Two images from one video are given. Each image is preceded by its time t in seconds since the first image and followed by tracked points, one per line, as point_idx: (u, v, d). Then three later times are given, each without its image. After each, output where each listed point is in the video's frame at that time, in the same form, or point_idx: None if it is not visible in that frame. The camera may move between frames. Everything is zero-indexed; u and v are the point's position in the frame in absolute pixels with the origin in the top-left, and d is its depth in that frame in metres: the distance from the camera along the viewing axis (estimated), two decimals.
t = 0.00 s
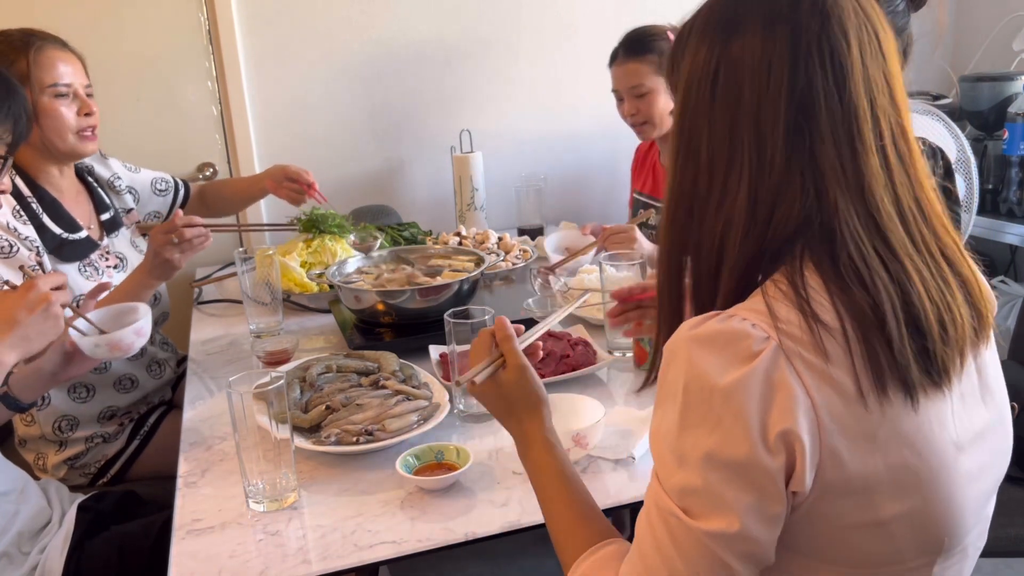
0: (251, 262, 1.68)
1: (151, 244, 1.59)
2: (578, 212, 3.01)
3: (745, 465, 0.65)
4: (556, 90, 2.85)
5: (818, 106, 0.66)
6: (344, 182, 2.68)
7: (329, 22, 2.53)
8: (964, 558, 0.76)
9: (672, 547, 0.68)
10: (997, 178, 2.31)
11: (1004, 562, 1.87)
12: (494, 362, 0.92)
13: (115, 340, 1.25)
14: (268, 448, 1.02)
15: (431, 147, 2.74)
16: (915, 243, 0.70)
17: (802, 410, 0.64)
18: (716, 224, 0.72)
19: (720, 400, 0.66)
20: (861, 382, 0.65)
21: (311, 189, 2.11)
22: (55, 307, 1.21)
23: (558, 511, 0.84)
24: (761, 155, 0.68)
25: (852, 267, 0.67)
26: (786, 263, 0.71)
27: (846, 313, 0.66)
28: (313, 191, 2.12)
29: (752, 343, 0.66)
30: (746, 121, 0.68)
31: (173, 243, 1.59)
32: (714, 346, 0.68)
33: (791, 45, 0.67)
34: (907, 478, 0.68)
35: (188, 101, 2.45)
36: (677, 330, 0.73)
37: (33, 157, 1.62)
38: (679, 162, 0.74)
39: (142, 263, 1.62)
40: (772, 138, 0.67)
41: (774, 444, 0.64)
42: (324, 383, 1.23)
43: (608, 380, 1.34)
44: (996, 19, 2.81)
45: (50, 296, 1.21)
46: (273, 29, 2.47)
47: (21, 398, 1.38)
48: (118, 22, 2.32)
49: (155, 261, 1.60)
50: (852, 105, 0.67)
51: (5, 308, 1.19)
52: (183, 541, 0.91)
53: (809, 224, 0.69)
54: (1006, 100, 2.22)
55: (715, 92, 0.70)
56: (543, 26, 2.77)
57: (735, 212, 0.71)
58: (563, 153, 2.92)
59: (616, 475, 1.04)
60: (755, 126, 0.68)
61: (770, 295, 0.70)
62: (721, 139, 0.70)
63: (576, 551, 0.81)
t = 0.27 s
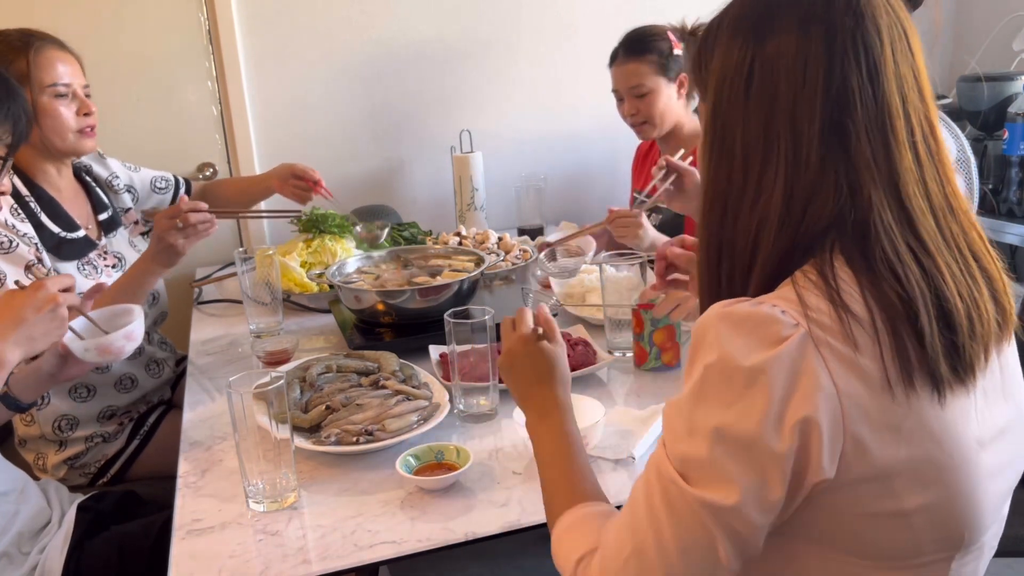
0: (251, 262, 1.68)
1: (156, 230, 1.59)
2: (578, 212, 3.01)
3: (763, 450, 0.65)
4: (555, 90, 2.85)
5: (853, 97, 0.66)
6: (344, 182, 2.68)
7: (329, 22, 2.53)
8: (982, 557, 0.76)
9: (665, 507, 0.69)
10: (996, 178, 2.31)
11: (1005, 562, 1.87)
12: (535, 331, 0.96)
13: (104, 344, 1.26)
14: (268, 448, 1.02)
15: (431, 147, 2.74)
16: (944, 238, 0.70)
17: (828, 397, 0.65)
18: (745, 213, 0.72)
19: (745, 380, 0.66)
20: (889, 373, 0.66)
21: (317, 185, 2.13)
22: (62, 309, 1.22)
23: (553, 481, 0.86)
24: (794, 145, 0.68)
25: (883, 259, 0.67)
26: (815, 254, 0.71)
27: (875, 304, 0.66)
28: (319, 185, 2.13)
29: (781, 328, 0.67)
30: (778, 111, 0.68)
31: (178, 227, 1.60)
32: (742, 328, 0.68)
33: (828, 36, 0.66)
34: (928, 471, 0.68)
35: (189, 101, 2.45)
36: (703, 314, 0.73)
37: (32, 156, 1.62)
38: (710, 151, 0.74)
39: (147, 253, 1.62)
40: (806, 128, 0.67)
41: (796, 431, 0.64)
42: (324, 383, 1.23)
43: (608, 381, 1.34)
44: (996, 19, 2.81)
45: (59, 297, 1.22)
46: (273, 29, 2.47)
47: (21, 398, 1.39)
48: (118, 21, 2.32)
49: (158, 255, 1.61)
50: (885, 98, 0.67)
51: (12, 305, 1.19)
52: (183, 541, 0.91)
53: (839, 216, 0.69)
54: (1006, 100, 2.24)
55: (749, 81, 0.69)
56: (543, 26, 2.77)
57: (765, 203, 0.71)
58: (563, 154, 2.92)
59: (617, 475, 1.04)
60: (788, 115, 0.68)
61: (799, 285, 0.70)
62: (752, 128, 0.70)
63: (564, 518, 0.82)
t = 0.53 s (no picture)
0: (251, 262, 1.68)
1: (152, 231, 1.59)
2: (578, 212, 3.01)
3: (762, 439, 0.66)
4: (555, 90, 2.85)
5: (874, 95, 0.66)
6: (344, 182, 2.68)
7: (329, 21, 2.53)
8: (986, 561, 0.76)
9: (637, 459, 0.72)
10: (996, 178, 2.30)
11: (1005, 562, 1.87)
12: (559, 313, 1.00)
13: (106, 350, 1.25)
14: (268, 448, 1.02)
15: (431, 147, 2.74)
16: (962, 239, 0.70)
17: (839, 393, 0.65)
18: (764, 210, 0.72)
19: (748, 367, 0.66)
20: (903, 370, 0.66)
21: (315, 179, 2.12)
22: (75, 307, 1.22)
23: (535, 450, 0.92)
24: (815, 141, 0.68)
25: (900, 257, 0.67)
26: (830, 250, 0.71)
27: (891, 302, 0.66)
28: (316, 179, 2.12)
29: (793, 319, 0.66)
30: (798, 106, 0.68)
31: (173, 229, 1.60)
32: (754, 318, 0.68)
33: (851, 34, 0.66)
34: (934, 469, 0.68)
35: (189, 101, 2.45)
36: (715, 304, 0.72)
37: (32, 157, 1.62)
38: (728, 145, 0.74)
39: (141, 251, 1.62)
40: (825, 124, 0.67)
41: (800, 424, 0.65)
42: (324, 383, 1.23)
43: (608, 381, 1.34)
44: (996, 19, 2.81)
45: (73, 294, 1.22)
46: (273, 29, 2.47)
47: (23, 398, 1.38)
48: (118, 21, 2.32)
49: (154, 254, 1.60)
50: (906, 97, 0.67)
51: (19, 303, 1.18)
52: (183, 541, 0.91)
53: (855, 213, 0.69)
54: (1006, 100, 2.24)
55: (770, 76, 0.69)
56: (542, 26, 2.77)
57: (782, 197, 0.71)
58: (563, 154, 2.92)
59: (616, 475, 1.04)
60: (807, 111, 0.68)
61: (813, 280, 0.70)
62: (771, 122, 0.70)
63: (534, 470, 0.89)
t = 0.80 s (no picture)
0: (251, 262, 1.68)
1: (124, 218, 1.58)
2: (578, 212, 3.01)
3: (748, 423, 0.67)
4: (555, 90, 2.85)
5: (878, 94, 0.66)
6: (344, 183, 2.68)
7: (329, 22, 2.53)
8: (986, 563, 0.76)
9: (616, 410, 0.73)
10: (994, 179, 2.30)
11: (1006, 562, 1.87)
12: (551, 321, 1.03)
13: (114, 349, 1.26)
14: (268, 448, 1.02)
15: (431, 147, 2.74)
16: (965, 241, 0.69)
17: (832, 389, 0.65)
18: (768, 208, 0.73)
19: (738, 352, 0.66)
20: (901, 370, 0.66)
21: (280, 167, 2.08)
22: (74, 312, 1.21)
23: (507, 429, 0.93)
24: (817, 141, 0.68)
25: (902, 256, 0.67)
26: (831, 248, 0.71)
27: (890, 301, 0.66)
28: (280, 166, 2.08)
29: (789, 313, 0.66)
30: (801, 104, 0.68)
31: (149, 214, 1.60)
32: (751, 308, 0.68)
33: (857, 34, 0.66)
34: (931, 469, 0.68)
35: (188, 101, 2.45)
36: (715, 296, 0.73)
37: (33, 157, 1.63)
38: (732, 142, 0.74)
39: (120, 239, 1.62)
40: (827, 123, 0.67)
41: (786, 414, 0.66)
42: (324, 383, 1.23)
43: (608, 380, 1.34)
44: (996, 19, 2.81)
45: (70, 299, 1.21)
46: (273, 29, 2.47)
47: (26, 401, 1.37)
48: (119, 22, 2.32)
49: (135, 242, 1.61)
50: (911, 97, 0.67)
51: (22, 307, 1.19)
52: (183, 541, 0.91)
53: (856, 212, 0.69)
54: (1006, 100, 2.24)
55: (774, 73, 0.69)
56: (542, 26, 2.77)
57: (785, 196, 0.71)
58: (563, 154, 2.92)
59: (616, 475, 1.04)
60: (810, 109, 0.68)
61: (813, 278, 0.70)
62: (773, 120, 0.70)
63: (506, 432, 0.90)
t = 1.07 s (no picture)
0: (251, 262, 1.68)
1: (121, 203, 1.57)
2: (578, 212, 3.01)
3: (740, 415, 0.67)
4: (555, 90, 2.85)
5: (873, 94, 0.66)
6: (344, 183, 2.68)
7: (329, 21, 2.53)
8: (981, 560, 0.76)
9: (609, 396, 0.73)
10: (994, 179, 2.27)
11: (1005, 562, 1.87)
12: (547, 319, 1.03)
13: (118, 349, 1.26)
14: (268, 448, 1.02)
15: (431, 147, 2.74)
16: (959, 240, 0.70)
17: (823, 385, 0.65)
18: (763, 205, 0.73)
19: (730, 345, 0.66)
20: (895, 368, 0.66)
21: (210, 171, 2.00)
22: (73, 301, 1.21)
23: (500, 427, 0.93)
24: (812, 140, 0.68)
25: (896, 254, 0.67)
26: (824, 246, 0.71)
27: (882, 299, 0.67)
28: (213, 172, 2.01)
29: (780, 308, 0.67)
30: (797, 103, 0.68)
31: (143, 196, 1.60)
32: (745, 303, 0.69)
33: (853, 32, 0.66)
34: (923, 465, 0.68)
35: (188, 101, 2.45)
36: (710, 292, 0.73)
37: (31, 159, 1.62)
38: (729, 140, 0.74)
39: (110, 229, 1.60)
40: (822, 122, 0.67)
41: (777, 408, 0.66)
42: (324, 383, 1.23)
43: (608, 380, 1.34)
44: (996, 19, 2.81)
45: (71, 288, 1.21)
46: (273, 29, 2.47)
47: (27, 399, 1.37)
48: (119, 22, 2.32)
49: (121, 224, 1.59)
50: (906, 97, 0.67)
51: (20, 297, 1.19)
52: (184, 541, 0.91)
53: (850, 210, 0.69)
54: (1006, 100, 2.24)
55: (770, 72, 0.69)
56: (542, 26, 2.77)
57: (779, 194, 0.71)
58: (562, 154, 2.92)
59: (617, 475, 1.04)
60: (805, 107, 0.68)
61: (806, 276, 0.70)
62: (768, 118, 0.70)
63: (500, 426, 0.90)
